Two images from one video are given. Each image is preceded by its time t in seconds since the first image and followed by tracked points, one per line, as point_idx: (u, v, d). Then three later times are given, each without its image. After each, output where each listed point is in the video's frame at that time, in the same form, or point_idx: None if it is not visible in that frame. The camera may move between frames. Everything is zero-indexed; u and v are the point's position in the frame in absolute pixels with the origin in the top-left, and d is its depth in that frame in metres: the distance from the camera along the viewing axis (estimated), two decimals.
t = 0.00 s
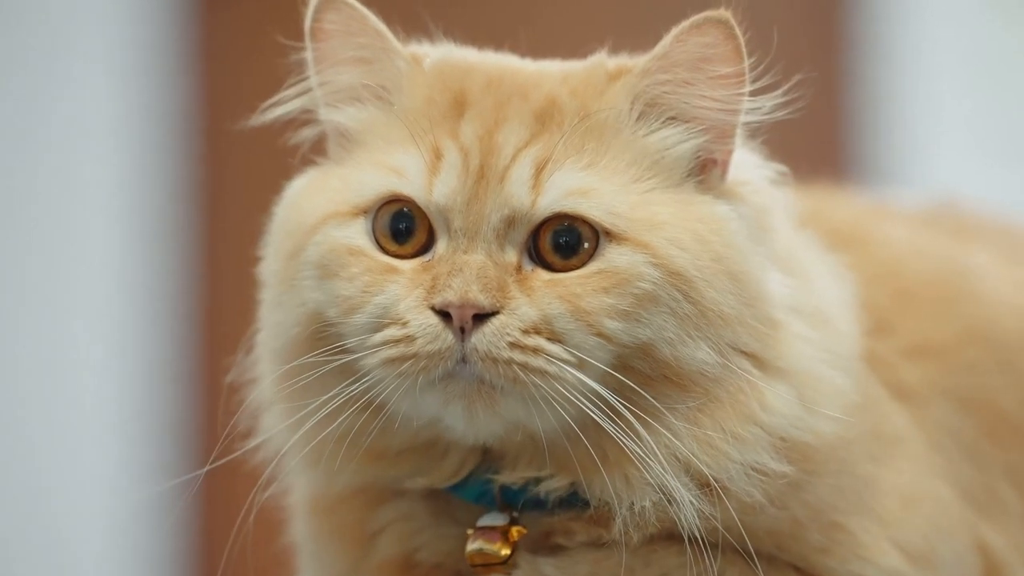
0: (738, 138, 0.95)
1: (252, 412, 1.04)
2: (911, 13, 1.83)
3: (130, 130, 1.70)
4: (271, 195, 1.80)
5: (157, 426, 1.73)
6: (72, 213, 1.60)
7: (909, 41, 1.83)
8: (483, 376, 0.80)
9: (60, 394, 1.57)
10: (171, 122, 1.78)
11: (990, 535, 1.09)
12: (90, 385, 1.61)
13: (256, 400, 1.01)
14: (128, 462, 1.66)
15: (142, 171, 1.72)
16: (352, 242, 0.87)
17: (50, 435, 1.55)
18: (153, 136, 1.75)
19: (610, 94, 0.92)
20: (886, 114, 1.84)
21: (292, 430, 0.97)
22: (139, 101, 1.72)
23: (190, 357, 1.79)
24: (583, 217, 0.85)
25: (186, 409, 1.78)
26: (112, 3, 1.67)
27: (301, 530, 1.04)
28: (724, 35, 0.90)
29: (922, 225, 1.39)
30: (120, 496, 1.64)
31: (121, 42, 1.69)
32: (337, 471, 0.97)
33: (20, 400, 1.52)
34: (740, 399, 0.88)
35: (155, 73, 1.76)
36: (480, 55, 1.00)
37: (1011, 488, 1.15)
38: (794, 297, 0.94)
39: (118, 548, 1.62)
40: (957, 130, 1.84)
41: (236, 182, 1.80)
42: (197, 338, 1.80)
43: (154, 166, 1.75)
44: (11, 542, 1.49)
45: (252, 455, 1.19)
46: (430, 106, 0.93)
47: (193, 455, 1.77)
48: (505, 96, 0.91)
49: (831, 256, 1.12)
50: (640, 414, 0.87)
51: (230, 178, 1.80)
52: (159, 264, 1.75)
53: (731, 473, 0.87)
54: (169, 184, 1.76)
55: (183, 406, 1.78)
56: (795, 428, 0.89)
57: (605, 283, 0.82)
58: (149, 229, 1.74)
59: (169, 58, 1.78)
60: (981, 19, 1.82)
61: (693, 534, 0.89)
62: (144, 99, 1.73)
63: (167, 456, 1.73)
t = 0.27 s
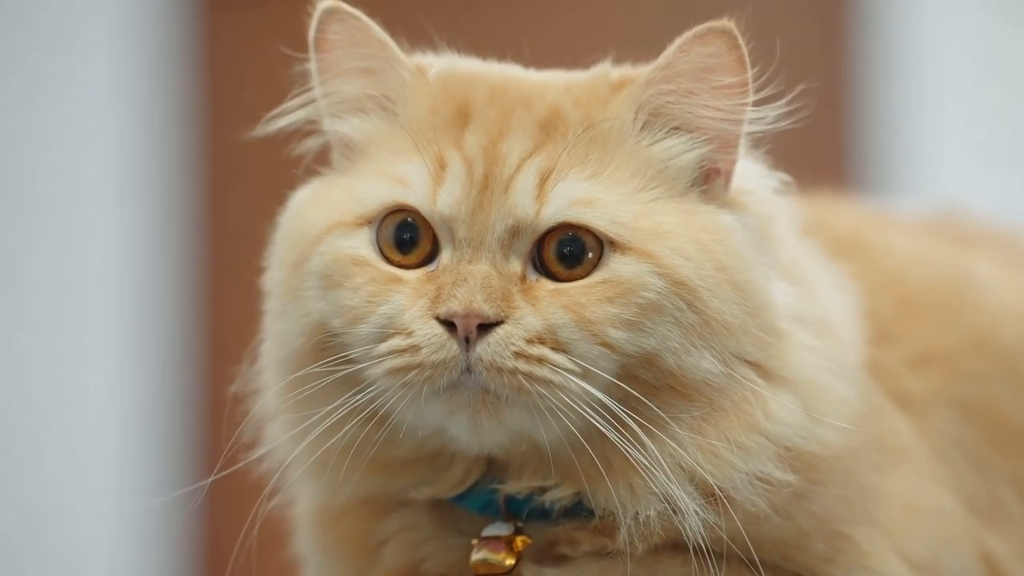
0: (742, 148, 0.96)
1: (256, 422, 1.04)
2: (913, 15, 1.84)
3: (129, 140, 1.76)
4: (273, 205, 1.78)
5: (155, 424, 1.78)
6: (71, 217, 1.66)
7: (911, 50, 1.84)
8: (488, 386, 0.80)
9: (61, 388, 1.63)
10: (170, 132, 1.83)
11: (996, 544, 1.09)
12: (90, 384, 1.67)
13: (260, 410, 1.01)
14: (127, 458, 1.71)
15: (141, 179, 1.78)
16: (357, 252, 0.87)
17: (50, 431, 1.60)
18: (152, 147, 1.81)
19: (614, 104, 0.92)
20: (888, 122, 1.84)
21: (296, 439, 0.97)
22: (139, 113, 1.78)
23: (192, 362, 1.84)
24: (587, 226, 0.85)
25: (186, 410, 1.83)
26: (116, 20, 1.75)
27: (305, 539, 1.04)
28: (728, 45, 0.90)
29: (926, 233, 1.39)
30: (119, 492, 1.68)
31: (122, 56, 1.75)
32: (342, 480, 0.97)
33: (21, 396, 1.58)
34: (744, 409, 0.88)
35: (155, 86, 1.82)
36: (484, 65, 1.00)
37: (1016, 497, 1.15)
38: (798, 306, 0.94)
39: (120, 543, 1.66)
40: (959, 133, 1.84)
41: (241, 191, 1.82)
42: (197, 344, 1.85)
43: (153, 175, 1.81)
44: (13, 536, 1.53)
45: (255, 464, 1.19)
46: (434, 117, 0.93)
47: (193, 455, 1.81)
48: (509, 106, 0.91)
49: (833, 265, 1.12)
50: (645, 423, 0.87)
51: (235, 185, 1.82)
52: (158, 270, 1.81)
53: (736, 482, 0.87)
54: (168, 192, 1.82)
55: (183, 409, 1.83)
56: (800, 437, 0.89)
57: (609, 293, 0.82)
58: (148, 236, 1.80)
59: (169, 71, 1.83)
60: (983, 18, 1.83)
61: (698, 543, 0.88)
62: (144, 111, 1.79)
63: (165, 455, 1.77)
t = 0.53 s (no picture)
0: (742, 151, 0.96)
1: (256, 426, 1.04)
2: (914, 14, 1.84)
3: (129, 140, 1.76)
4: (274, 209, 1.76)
5: (156, 425, 1.78)
6: (71, 217, 1.66)
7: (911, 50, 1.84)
8: (489, 390, 0.80)
9: (63, 388, 1.63)
10: (170, 133, 1.84)
11: (996, 546, 1.09)
12: (90, 384, 1.67)
13: (260, 413, 1.01)
14: (127, 458, 1.71)
15: (141, 179, 1.79)
16: (357, 256, 0.87)
17: (50, 431, 1.60)
18: (151, 147, 1.81)
19: (614, 108, 0.92)
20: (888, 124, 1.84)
21: (296, 443, 0.97)
22: (139, 113, 1.79)
23: (193, 365, 1.84)
24: (588, 230, 0.85)
25: (187, 411, 1.83)
26: (116, 20, 1.75)
27: (305, 542, 1.04)
28: (728, 49, 0.90)
29: (925, 236, 1.39)
30: (119, 491, 1.68)
31: (121, 56, 1.76)
32: (342, 484, 0.97)
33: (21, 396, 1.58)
34: (745, 412, 0.88)
35: (155, 87, 1.82)
36: (484, 68, 1.00)
37: (1016, 500, 1.15)
38: (799, 310, 0.94)
39: (120, 543, 1.64)
40: (962, 133, 1.84)
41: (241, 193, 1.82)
42: (198, 346, 1.85)
43: (152, 176, 1.81)
44: (12, 532, 1.53)
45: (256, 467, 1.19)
46: (435, 120, 0.93)
47: (194, 454, 1.80)
48: (509, 110, 0.91)
49: (833, 268, 1.12)
50: (646, 427, 0.87)
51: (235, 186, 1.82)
52: (157, 270, 1.81)
53: (736, 486, 0.87)
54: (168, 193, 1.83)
55: (184, 411, 1.82)
56: (800, 441, 0.89)
57: (609, 297, 0.82)
58: (148, 237, 1.80)
59: (169, 74, 1.84)
60: (983, 17, 1.84)
61: (698, 547, 0.88)
62: (143, 111, 1.80)
63: (165, 455, 1.77)
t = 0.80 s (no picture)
0: (741, 154, 0.96)
1: (255, 428, 1.04)
2: (914, 13, 1.84)
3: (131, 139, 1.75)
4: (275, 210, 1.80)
5: (157, 425, 1.78)
6: (71, 216, 1.66)
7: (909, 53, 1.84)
8: (488, 392, 0.80)
9: (63, 388, 1.64)
10: (171, 132, 1.83)
11: (994, 549, 1.09)
12: (90, 384, 1.66)
13: (259, 415, 1.01)
14: (128, 458, 1.71)
15: (142, 179, 1.78)
16: (356, 258, 0.87)
17: (50, 430, 1.61)
18: (153, 146, 1.80)
19: (614, 111, 0.92)
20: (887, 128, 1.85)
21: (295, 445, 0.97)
22: (140, 112, 1.78)
23: (193, 366, 1.85)
24: (587, 232, 0.85)
25: (186, 411, 1.83)
26: (117, 19, 1.74)
27: (304, 544, 1.04)
28: (728, 52, 0.90)
29: (925, 240, 1.39)
30: (119, 491, 1.68)
31: (122, 55, 1.75)
32: (341, 486, 0.97)
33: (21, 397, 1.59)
34: (744, 415, 0.88)
35: (156, 85, 1.81)
36: (484, 71, 1.00)
37: (1015, 504, 1.15)
38: (798, 313, 0.94)
39: (119, 544, 1.67)
40: (960, 133, 1.84)
41: (241, 193, 1.83)
42: (198, 348, 1.85)
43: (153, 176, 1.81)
44: (12, 531, 1.56)
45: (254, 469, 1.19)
46: (434, 123, 0.93)
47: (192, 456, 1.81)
48: (509, 112, 0.91)
49: (832, 271, 1.12)
50: (645, 429, 0.87)
51: (235, 187, 1.83)
52: (158, 270, 1.80)
53: (735, 489, 0.87)
54: (168, 192, 1.82)
55: (183, 411, 1.83)
56: (799, 444, 0.89)
57: (609, 299, 0.82)
58: (149, 237, 1.79)
59: (171, 72, 1.84)
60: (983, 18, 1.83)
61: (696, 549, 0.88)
62: (144, 110, 1.79)
63: (165, 455, 1.77)
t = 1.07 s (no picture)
0: (738, 158, 0.96)
1: (251, 432, 1.04)
2: (912, 14, 1.84)
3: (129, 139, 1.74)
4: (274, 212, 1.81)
5: (155, 425, 1.78)
6: (71, 217, 1.65)
7: (908, 58, 1.84)
8: (484, 396, 0.80)
9: (63, 388, 1.62)
10: (169, 133, 1.83)
11: (990, 552, 1.09)
12: (89, 385, 1.65)
13: (255, 419, 1.01)
14: (127, 459, 1.70)
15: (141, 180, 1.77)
16: (352, 262, 0.87)
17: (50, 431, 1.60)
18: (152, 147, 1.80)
19: (611, 114, 0.92)
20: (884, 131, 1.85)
21: (291, 449, 0.97)
22: (139, 112, 1.77)
23: (191, 368, 1.86)
24: (584, 236, 0.85)
25: (183, 413, 1.84)
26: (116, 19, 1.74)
27: (300, 547, 1.04)
28: (725, 55, 0.90)
29: (921, 243, 1.39)
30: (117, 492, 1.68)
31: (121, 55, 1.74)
32: (337, 490, 0.96)
33: (21, 396, 1.57)
34: (740, 418, 0.88)
35: (154, 85, 1.80)
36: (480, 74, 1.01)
37: (1012, 507, 1.15)
38: (794, 316, 0.94)
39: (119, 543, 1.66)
40: (959, 134, 1.83)
41: (241, 197, 1.85)
42: (196, 351, 1.87)
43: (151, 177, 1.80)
44: (12, 531, 1.52)
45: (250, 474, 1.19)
46: (431, 126, 0.93)
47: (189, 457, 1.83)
48: (505, 116, 0.91)
49: (829, 274, 1.12)
50: (641, 433, 0.87)
51: (235, 190, 1.85)
52: (156, 271, 1.80)
53: (731, 492, 0.87)
54: (167, 193, 1.82)
55: (180, 412, 1.83)
56: (795, 447, 0.89)
57: (605, 303, 0.82)
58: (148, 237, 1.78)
59: (168, 72, 1.83)
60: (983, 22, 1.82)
61: (693, 552, 0.88)
62: (143, 111, 1.78)
63: (163, 456, 1.78)
